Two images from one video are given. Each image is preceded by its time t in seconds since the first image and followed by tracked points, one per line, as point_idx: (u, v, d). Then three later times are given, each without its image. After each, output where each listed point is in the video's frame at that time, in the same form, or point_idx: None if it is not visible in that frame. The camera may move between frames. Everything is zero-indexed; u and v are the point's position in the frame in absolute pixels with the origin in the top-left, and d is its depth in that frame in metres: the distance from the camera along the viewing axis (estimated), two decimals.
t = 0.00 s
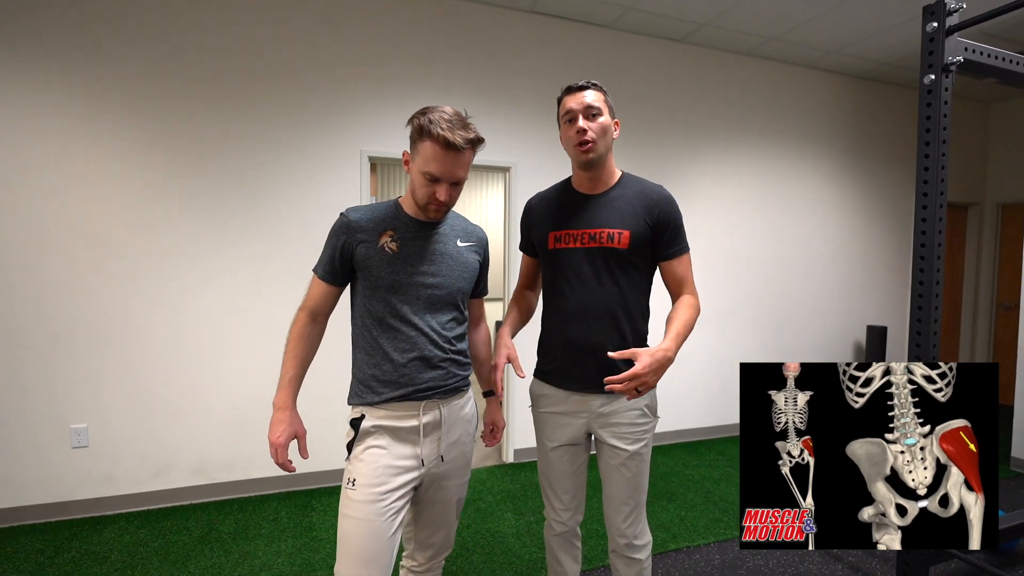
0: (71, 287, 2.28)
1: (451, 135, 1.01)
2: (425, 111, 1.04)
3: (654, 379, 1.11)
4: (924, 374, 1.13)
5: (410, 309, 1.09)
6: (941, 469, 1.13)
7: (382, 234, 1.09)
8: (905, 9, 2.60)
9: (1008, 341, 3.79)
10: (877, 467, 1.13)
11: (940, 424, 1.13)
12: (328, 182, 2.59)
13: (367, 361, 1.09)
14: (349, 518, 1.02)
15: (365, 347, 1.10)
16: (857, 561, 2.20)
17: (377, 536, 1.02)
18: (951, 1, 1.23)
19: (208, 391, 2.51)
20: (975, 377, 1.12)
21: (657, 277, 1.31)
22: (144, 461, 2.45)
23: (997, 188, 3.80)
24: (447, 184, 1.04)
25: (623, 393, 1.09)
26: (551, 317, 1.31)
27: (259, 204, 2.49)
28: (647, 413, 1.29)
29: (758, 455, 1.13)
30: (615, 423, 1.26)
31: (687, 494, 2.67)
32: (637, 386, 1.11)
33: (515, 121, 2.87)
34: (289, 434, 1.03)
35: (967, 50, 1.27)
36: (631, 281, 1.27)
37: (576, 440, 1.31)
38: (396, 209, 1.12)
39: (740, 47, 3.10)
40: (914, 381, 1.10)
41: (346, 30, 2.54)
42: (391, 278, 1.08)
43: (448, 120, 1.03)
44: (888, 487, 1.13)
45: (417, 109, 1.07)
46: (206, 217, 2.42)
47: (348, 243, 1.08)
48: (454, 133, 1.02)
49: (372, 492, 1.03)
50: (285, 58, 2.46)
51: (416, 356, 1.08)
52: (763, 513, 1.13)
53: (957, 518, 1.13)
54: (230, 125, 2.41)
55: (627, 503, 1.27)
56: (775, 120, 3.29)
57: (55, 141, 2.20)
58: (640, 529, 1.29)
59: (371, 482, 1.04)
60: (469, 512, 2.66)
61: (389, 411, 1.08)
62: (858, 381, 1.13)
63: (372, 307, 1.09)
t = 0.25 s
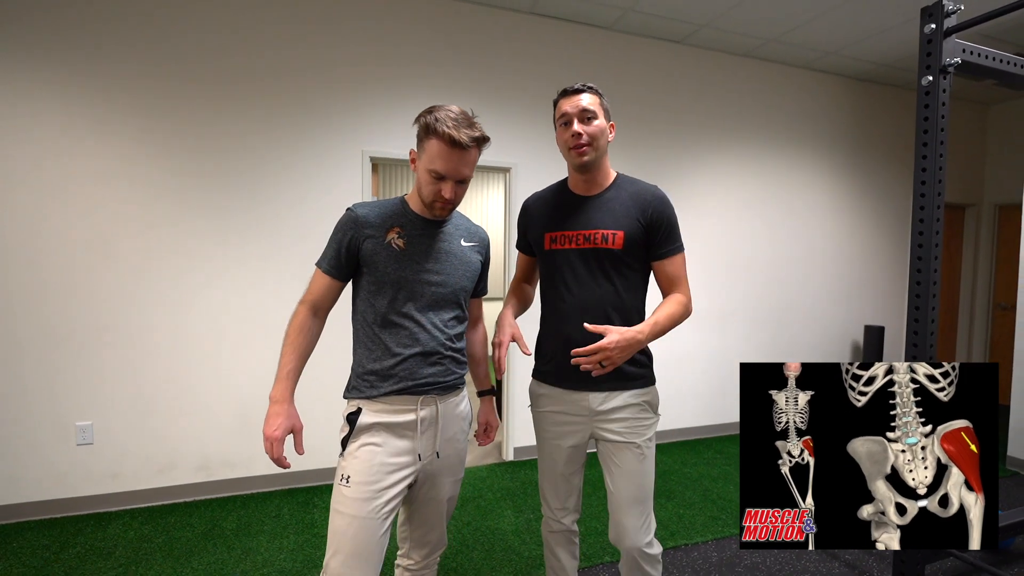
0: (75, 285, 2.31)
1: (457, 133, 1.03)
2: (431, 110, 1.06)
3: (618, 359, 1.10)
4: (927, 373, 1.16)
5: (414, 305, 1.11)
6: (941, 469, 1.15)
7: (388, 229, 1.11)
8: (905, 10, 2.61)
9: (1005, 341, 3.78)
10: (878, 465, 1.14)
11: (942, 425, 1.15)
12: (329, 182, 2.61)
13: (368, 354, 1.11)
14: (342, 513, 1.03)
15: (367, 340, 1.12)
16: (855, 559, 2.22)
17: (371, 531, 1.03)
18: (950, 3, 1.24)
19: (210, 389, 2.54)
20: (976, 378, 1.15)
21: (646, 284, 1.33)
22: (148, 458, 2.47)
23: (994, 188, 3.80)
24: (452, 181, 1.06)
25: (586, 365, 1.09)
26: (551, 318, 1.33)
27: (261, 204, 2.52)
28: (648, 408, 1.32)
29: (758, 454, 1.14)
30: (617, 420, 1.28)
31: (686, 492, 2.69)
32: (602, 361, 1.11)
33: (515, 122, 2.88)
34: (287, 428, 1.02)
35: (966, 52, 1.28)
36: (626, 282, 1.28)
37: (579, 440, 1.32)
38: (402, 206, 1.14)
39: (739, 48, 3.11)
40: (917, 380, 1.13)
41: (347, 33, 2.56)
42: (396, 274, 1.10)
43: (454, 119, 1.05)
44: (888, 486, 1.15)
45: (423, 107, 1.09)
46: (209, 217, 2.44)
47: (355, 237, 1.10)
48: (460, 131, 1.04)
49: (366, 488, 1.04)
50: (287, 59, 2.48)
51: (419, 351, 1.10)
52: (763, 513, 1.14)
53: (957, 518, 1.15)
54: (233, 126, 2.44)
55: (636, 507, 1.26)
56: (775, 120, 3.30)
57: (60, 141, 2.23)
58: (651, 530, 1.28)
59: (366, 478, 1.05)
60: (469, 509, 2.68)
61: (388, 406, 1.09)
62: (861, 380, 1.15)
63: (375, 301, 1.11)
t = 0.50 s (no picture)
0: (82, 285, 2.33)
1: (457, 133, 1.04)
2: (433, 109, 1.08)
3: (637, 377, 1.11)
4: (931, 372, 1.16)
5: (411, 304, 1.13)
6: (941, 469, 1.16)
7: (387, 228, 1.12)
8: (906, 10, 2.61)
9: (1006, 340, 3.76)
10: (878, 463, 1.16)
11: (944, 424, 1.16)
12: (332, 182, 2.63)
13: (363, 350, 1.13)
14: (338, 514, 1.06)
15: (362, 337, 1.13)
16: (854, 558, 2.24)
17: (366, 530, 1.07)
18: (950, 3, 1.24)
19: (215, 388, 2.57)
20: (979, 379, 1.15)
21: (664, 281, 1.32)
22: (154, 456, 2.51)
23: (995, 187, 3.79)
24: (452, 181, 1.08)
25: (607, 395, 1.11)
26: (561, 319, 1.35)
27: (265, 204, 2.54)
28: (660, 413, 1.30)
29: (759, 454, 1.16)
30: (627, 426, 1.27)
31: (687, 490, 2.70)
32: (624, 386, 1.11)
33: (515, 122, 2.90)
34: (297, 424, 1.02)
35: (967, 51, 1.28)
36: (636, 281, 1.27)
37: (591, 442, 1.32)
38: (402, 205, 1.15)
39: (741, 49, 3.11)
40: (919, 380, 1.13)
41: (349, 35, 2.58)
42: (394, 272, 1.12)
43: (456, 118, 1.06)
44: (888, 484, 1.16)
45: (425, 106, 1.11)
46: (213, 217, 2.47)
47: (355, 235, 1.11)
48: (461, 130, 1.05)
49: (359, 489, 1.07)
50: (289, 61, 2.50)
51: (413, 349, 1.12)
52: (763, 513, 1.16)
53: (957, 518, 1.16)
54: (237, 127, 2.46)
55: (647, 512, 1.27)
56: (776, 120, 3.31)
57: (67, 143, 2.25)
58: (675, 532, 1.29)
59: (359, 480, 1.07)
60: (471, 506, 2.71)
61: (381, 403, 1.11)
62: (863, 379, 1.16)
63: (372, 298, 1.12)
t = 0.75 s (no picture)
0: (85, 284, 2.36)
1: (445, 133, 1.04)
2: (420, 108, 1.07)
3: (678, 380, 1.01)
4: (934, 371, 1.18)
5: (397, 303, 1.13)
6: (942, 469, 1.17)
7: (375, 227, 1.12)
8: (904, 11, 2.62)
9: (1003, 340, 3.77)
10: (879, 462, 1.17)
11: (945, 424, 1.18)
12: (332, 182, 2.65)
13: (348, 350, 1.13)
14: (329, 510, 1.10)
15: (347, 336, 1.13)
16: (850, 555, 2.26)
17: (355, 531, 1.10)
18: (945, 5, 1.26)
19: (218, 385, 2.60)
20: (981, 379, 1.17)
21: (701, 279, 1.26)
22: (157, 453, 2.54)
23: (993, 187, 3.79)
24: (440, 181, 1.08)
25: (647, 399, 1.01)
26: (586, 319, 1.31)
27: (267, 204, 2.56)
28: (687, 421, 1.27)
29: (760, 453, 1.17)
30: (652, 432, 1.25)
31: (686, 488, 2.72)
32: (663, 390, 1.02)
33: (515, 122, 2.92)
34: (288, 424, 1.05)
35: (963, 53, 1.30)
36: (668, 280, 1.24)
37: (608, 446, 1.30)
38: (391, 203, 1.15)
39: (740, 50, 3.13)
40: (922, 379, 1.15)
41: (351, 36, 2.60)
42: (381, 272, 1.11)
43: (442, 117, 1.06)
44: (888, 483, 1.18)
45: (414, 104, 1.10)
46: (216, 217, 2.49)
47: (342, 234, 1.10)
48: (448, 130, 1.05)
49: (349, 489, 1.09)
50: (292, 62, 2.52)
51: (399, 348, 1.12)
52: (763, 513, 1.17)
53: (956, 518, 1.17)
54: (241, 128, 2.48)
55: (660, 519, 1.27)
56: (775, 121, 3.32)
57: (73, 144, 2.28)
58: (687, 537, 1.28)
59: (348, 481, 1.09)
60: (471, 504, 2.73)
61: (359, 402, 1.11)
62: (867, 377, 1.17)
63: (358, 298, 1.12)
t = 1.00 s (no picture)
0: (86, 283, 2.38)
1: (422, 156, 0.95)
2: (397, 129, 0.98)
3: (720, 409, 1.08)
4: (935, 371, 1.14)
5: (379, 327, 1.11)
6: (942, 469, 1.13)
7: (356, 250, 1.09)
8: (901, 13, 2.64)
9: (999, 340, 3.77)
10: (879, 461, 1.12)
11: (946, 424, 1.14)
12: (332, 182, 2.67)
13: (332, 372, 1.12)
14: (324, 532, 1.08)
15: (331, 359, 1.12)
16: (846, 553, 2.28)
17: (354, 551, 1.07)
18: (940, 6, 1.28)
19: (218, 384, 2.61)
20: (984, 378, 1.13)
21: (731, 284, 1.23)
22: (157, 451, 2.55)
23: (990, 187, 3.79)
24: (419, 206, 0.98)
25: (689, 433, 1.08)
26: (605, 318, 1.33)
27: (268, 204, 2.58)
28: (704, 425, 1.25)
29: (758, 453, 1.09)
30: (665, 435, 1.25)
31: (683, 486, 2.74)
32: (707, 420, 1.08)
33: (515, 123, 2.93)
34: (265, 451, 1.07)
35: (957, 53, 1.32)
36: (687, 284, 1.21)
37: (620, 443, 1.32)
38: (375, 223, 1.12)
39: (738, 51, 3.14)
40: (924, 378, 1.11)
41: (351, 37, 2.62)
42: (363, 296, 1.09)
43: (421, 138, 0.97)
44: (888, 482, 1.13)
45: (392, 123, 1.01)
46: (216, 216, 2.51)
47: (323, 258, 1.08)
48: (426, 153, 0.95)
49: (343, 506, 1.07)
50: (293, 63, 2.54)
51: (380, 373, 1.10)
52: (762, 512, 1.10)
53: (956, 518, 1.13)
54: (242, 128, 2.50)
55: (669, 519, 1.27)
56: (773, 121, 3.34)
57: (74, 143, 2.29)
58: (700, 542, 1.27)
59: (340, 497, 1.07)
60: (469, 501, 2.75)
61: (348, 420, 1.11)
62: (868, 376, 1.12)
63: (341, 322, 1.11)
